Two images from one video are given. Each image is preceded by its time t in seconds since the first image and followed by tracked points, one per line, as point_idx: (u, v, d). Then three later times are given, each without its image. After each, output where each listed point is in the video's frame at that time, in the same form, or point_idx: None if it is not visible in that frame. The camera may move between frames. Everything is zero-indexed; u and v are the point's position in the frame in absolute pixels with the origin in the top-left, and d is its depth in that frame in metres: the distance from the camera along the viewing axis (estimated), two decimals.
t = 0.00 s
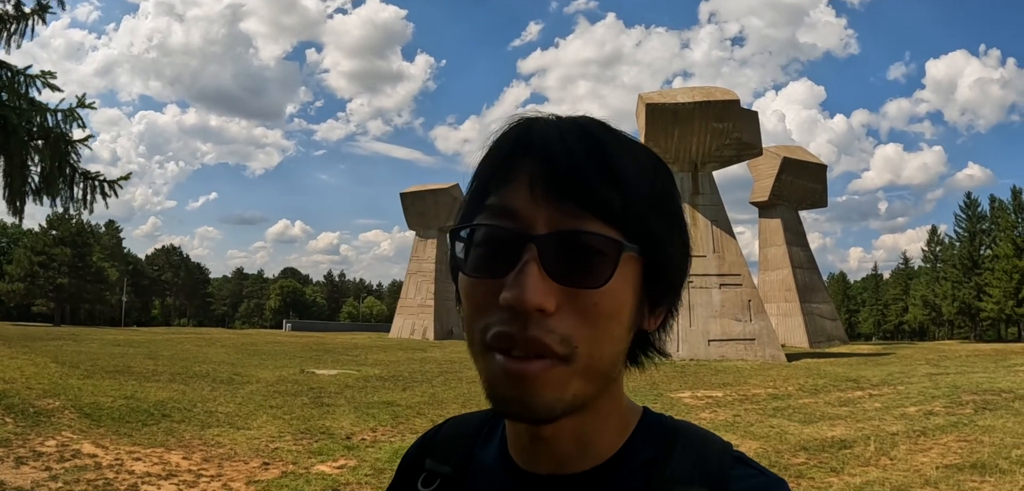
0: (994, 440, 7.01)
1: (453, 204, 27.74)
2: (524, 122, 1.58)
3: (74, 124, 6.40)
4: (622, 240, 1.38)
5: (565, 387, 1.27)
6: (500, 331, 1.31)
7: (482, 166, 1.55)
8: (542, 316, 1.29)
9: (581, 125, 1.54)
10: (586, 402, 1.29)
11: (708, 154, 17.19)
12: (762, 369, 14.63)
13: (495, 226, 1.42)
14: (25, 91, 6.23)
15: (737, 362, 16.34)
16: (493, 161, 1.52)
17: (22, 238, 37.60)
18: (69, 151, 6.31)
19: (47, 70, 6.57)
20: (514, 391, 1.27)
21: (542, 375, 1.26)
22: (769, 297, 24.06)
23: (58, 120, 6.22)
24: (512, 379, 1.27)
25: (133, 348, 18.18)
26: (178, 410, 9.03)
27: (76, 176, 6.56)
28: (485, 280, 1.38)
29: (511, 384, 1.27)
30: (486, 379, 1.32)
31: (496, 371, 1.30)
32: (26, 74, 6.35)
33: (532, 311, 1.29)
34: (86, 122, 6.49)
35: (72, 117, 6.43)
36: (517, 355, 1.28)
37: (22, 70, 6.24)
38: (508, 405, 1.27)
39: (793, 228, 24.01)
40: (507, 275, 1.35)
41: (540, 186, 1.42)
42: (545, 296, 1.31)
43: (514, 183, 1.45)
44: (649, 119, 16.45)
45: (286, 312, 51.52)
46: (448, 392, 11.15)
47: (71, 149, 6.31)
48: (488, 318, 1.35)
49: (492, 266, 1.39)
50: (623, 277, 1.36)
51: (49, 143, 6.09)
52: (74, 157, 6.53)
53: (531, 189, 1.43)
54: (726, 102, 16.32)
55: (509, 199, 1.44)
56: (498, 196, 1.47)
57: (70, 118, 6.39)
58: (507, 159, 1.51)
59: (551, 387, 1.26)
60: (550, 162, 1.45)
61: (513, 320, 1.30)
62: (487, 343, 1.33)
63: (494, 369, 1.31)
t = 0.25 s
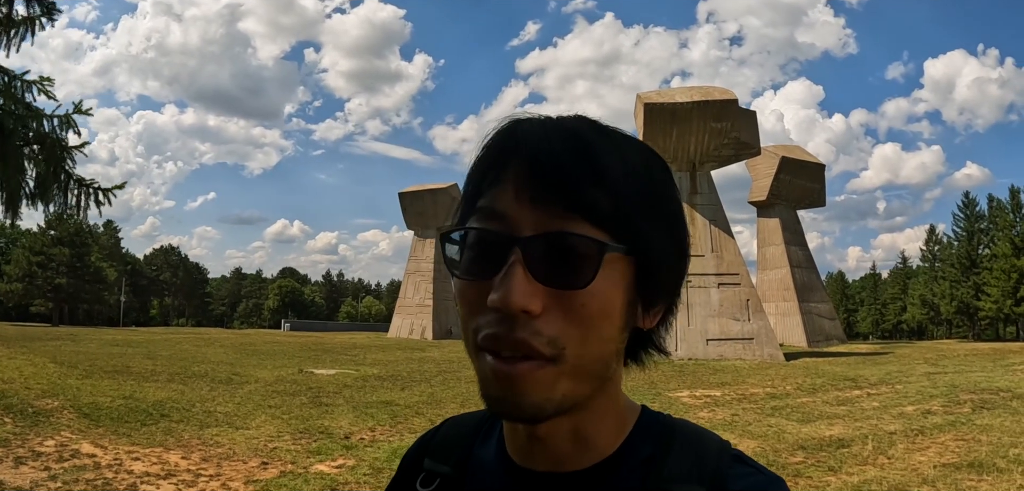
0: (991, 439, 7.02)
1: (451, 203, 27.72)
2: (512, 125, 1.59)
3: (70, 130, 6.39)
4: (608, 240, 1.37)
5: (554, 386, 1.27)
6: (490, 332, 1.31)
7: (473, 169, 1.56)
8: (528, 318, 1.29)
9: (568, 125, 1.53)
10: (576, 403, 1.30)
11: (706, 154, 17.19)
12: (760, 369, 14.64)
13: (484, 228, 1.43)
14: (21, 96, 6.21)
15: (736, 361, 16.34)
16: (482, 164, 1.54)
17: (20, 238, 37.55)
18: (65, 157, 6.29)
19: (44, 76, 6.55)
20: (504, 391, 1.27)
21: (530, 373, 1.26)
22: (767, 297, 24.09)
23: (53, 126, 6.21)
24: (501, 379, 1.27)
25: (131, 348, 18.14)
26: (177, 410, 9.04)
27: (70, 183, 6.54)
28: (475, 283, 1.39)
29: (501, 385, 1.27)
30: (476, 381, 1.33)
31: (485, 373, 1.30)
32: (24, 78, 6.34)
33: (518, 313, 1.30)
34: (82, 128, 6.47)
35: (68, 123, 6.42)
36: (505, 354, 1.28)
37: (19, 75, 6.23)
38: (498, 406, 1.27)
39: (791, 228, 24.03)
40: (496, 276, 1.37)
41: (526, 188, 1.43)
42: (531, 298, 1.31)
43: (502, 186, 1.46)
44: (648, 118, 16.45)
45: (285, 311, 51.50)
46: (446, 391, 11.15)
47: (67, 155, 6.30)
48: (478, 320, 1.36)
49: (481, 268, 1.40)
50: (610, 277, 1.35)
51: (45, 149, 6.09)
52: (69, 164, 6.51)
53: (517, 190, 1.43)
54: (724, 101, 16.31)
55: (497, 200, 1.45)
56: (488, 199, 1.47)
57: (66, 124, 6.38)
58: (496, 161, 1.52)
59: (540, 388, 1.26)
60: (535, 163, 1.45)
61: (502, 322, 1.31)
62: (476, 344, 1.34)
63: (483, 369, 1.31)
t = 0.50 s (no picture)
0: (990, 438, 7.03)
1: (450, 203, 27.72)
2: (507, 122, 1.60)
3: (67, 134, 6.38)
4: (603, 232, 1.37)
5: (548, 378, 1.27)
6: (485, 324, 1.32)
7: (471, 164, 1.57)
8: (521, 308, 1.29)
9: (563, 120, 1.53)
10: (573, 396, 1.30)
11: (705, 153, 17.20)
12: (758, 368, 14.65)
13: (480, 221, 1.44)
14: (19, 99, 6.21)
15: (734, 360, 16.36)
16: (480, 159, 1.54)
17: (18, 238, 37.52)
18: (63, 161, 6.28)
19: (43, 79, 6.55)
20: (498, 383, 1.27)
21: (523, 365, 1.26)
22: (766, 296, 24.12)
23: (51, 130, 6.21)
24: (496, 373, 1.28)
25: (130, 348, 18.14)
26: (176, 409, 9.04)
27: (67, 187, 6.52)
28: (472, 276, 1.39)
29: (496, 377, 1.27)
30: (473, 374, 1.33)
31: (481, 364, 1.30)
32: (23, 81, 6.34)
33: (511, 304, 1.30)
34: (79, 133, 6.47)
35: (66, 127, 6.41)
36: (499, 347, 1.29)
37: (18, 78, 6.22)
38: (494, 397, 1.28)
39: (789, 227, 24.06)
40: (490, 268, 1.37)
41: (520, 181, 1.43)
42: (524, 288, 1.31)
43: (497, 179, 1.46)
44: (646, 118, 16.47)
45: (283, 311, 51.48)
46: (445, 390, 11.15)
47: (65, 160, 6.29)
48: (475, 312, 1.36)
49: (478, 262, 1.41)
50: (604, 267, 1.35)
51: (43, 152, 6.08)
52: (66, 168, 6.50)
53: (512, 183, 1.44)
54: (722, 101, 16.32)
55: (493, 194, 1.46)
56: (484, 193, 1.48)
57: (64, 128, 6.37)
58: (492, 156, 1.52)
59: (534, 380, 1.26)
60: (529, 156, 1.45)
61: (497, 312, 1.31)
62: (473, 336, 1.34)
63: (479, 361, 1.31)
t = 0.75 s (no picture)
0: (989, 437, 7.04)
1: (448, 202, 27.70)
2: (505, 121, 1.60)
3: (67, 133, 6.38)
4: (600, 230, 1.36)
5: (546, 375, 1.26)
6: (482, 322, 1.31)
7: (469, 164, 1.58)
8: (517, 304, 1.30)
9: (561, 119, 1.54)
10: (571, 394, 1.30)
11: (704, 153, 17.20)
12: (757, 367, 14.66)
13: (478, 218, 1.44)
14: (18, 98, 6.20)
15: (733, 360, 16.37)
16: (478, 159, 1.55)
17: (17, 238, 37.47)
18: (63, 160, 6.29)
19: (41, 78, 6.55)
20: (495, 381, 1.28)
21: (520, 362, 1.26)
22: (765, 296, 24.13)
23: (50, 129, 6.21)
24: (493, 371, 1.28)
25: (129, 348, 18.13)
26: (175, 409, 9.03)
27: (67, 186, 6.52)
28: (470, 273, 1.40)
29: (494, 374, 1.28)
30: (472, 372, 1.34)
31: (479, 360, 1.30)
32: (21, 82, 6.34)
33: (507, 300, 1.30)
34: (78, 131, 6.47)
35: (66, 126, 6.41)
36: (497, 343, 1.29)
37: (17, 78, 6.23)
38: (491, 391, 1.27)
39: (788, 227, 24.08)
40: (487, 266, 1.37)
41: (517, 179, 1.43)
42: (521, 285, 1.31)
43: (495, 178, 1.47)
44: (645, 118, 16.47)
45: (282, 311, 51.44)
46: (444, 390, 11.15)
47: (64, 159, 6.29)
48: (473, 309, 1.36)
49: (477, 260, 1.41)
50: (601, 265, 1.34)
51: (42, 152, 6.08)
52: (66, 167, 6.50)
53: (509, 181, 1.44)
54: (721, 100, 16.32)
55: (491, 193, 1.46)
56: (483, 192, 1.48)
57: (63, 127, 6.37)
58: (490, 156, 1.53)
59: (531, 377, 1.26)
60: (526, 155, 1.45)
61: (493, 311, 1.31)
62: (471, 334, 1.35)
63: (477, 358, 1.31)
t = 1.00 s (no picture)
0: (988, 436, 7.04)
1: (448, 202, 27.69)
2: (507, 121, 1.60)
3: (65, 130, 6.38)
4: (600, 228, 1.37)
5: (546, 373, 1.26)
6: (483, 321, 1.31)
7: (471, 164, 1.58)
8: (518, 303, 1.29)
9: (562, 120, 1.54)
10: (571, 393, 1.30)
11: (703, 152, 17.20)
12: (757, 367, 14.67)
13: (479, 217, 1.44)
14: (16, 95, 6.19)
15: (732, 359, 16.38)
16: (480, 160, 1.56)
17: (16, 238, 37.43)
18: (61, 157, 6.27)
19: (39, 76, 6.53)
20: (495, 379, 1.28)
21: (520, 361, 1.26)
22: (764, 295, 24.14)
23: (48, 127, 6.20)
24: (493, 369, 1.28)
25: (128, 348, 18.14)
26: (174, 409, 9.03)
27: (65, 183, 6.52)
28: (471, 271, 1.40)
29: (494, 372, 1.28)
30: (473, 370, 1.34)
31: (480, 358, 1.30)
32: (19, 79, 6.33)
33: (507, 298, 1.30)
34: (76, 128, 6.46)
35: (64, 123, 6.40)
36: (498, 342, 1.30)
37: (15, 76, 6.22)
38: (491, 390, 1.28)
39: (787, 226, 24.10)
40: (489, 264, 1.37)
41: (518, 179, 1.43)
42: (523, 284, 1.31)
43: (497, 178, 1.47)
44: (644, 117, 16.47)
45: (281, 311, 51.44)
46: (443, 390, 11.15)
47: (63, 156, 6.28)
48: (474, 308, 1.36)
49: (478, 259, 1.41)
50: (601, 264, 1.34)
51: (41, 149, 6.07)
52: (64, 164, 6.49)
53: (510, 181, 1.44)
54: (720, 100, 16.32)
55: (492, 192, 1.46)
56: (484, 192, 1.49)
57: (61, 125, 6.37)
58: (491, 156, 1.54)
59: (532, 375, 1.26)
60: (527, 154, 1.46)
61: (494, 309, 1.31)
62: (472, 332, 1.35)
63: (479, 357, 1.31)
